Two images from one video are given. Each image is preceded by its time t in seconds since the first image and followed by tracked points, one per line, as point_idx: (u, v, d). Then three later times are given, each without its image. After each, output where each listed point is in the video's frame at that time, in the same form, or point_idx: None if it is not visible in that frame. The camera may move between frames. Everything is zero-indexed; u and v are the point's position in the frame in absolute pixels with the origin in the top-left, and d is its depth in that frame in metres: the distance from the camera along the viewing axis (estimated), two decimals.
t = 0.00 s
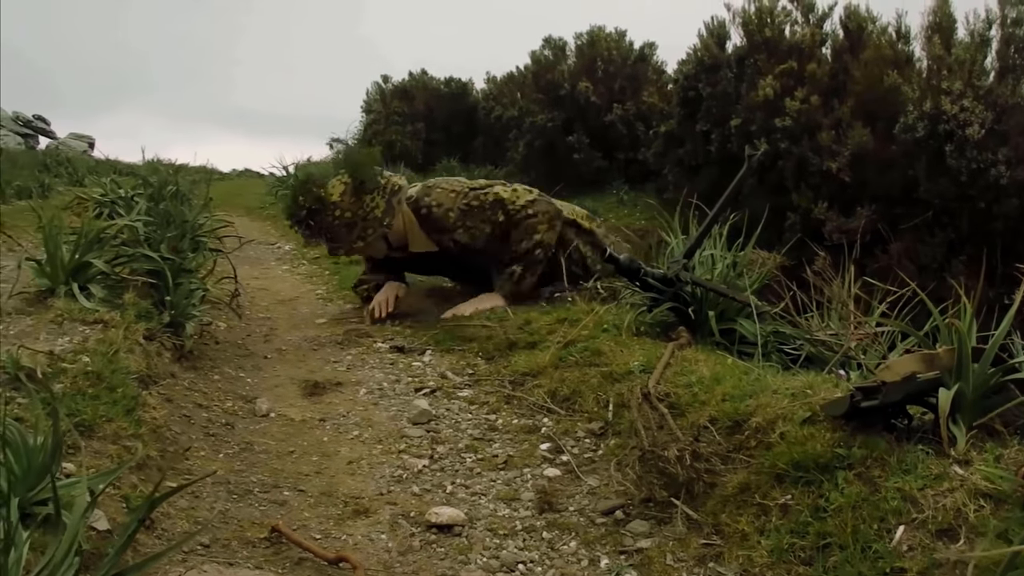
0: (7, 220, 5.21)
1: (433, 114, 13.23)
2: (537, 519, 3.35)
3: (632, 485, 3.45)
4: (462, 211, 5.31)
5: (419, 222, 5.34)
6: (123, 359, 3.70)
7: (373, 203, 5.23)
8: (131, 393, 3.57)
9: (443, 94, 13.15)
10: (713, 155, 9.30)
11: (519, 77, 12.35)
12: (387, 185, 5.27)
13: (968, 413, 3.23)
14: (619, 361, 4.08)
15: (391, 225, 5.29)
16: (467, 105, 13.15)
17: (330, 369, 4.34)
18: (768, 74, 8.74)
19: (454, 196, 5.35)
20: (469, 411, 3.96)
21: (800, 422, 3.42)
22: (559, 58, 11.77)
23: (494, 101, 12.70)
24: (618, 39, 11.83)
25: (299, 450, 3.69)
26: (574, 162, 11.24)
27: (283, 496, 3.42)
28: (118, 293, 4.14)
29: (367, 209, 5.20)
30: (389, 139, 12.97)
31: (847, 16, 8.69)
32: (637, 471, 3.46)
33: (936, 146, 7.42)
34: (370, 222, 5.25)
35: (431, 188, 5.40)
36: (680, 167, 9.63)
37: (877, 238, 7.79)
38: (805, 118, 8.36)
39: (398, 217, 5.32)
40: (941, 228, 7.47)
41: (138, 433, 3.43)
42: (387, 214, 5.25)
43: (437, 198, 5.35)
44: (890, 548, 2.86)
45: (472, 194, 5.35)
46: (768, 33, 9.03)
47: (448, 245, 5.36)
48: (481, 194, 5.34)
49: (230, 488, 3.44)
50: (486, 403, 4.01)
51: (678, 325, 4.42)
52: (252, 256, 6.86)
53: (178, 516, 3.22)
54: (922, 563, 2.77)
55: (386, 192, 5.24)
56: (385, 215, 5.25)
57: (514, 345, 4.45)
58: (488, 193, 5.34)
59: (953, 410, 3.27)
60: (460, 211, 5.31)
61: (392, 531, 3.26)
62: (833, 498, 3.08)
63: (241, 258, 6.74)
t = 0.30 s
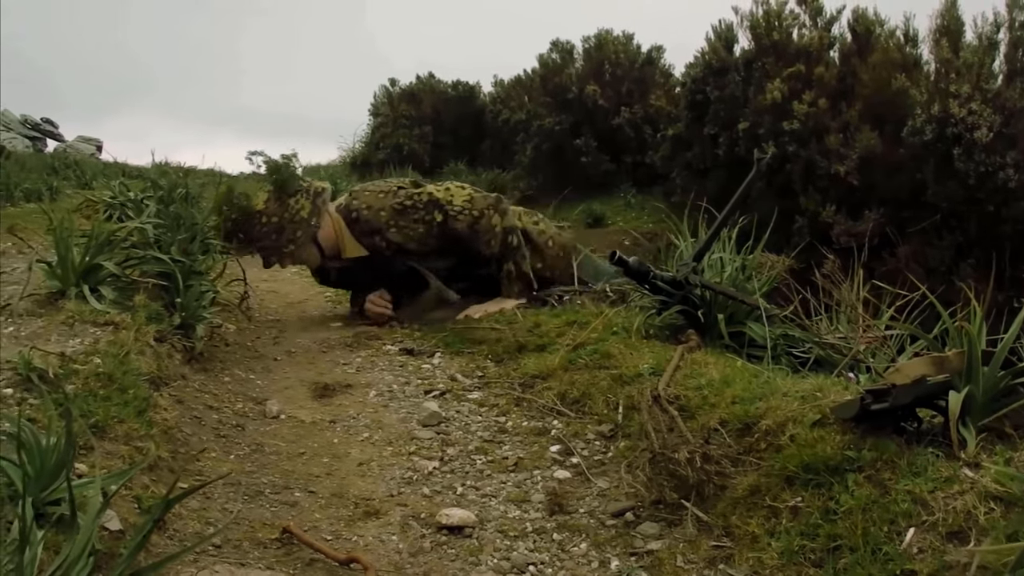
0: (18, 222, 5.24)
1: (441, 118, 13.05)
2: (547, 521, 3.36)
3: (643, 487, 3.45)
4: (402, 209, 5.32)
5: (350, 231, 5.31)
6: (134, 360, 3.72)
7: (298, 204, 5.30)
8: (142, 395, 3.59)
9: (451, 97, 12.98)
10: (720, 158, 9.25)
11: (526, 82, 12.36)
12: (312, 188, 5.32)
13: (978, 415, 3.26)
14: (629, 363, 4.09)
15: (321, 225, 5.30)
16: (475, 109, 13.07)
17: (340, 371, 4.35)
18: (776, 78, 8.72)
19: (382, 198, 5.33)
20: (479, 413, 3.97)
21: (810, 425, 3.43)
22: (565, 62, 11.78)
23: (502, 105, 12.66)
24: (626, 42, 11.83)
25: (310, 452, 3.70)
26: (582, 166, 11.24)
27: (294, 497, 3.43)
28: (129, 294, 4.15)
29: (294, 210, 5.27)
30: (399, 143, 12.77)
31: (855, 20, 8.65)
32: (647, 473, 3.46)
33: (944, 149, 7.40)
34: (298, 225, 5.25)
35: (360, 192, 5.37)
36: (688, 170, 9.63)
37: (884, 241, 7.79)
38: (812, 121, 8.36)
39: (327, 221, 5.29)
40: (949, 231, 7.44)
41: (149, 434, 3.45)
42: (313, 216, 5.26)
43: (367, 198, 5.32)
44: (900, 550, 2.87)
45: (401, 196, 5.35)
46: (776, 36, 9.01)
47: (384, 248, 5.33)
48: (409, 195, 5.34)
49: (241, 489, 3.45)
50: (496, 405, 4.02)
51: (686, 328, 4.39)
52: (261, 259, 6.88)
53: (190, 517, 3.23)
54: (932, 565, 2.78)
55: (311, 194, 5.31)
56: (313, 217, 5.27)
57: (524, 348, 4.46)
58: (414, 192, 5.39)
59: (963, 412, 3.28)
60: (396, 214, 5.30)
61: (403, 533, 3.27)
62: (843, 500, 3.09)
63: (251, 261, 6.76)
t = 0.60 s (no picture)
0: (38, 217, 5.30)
1: (456, 118, 13.08)
2: (566, 517, 3.36)
3: (662, 484, 3.45)
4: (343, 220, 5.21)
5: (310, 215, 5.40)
6: (153, 354, 3.77)
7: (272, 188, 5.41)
8: (163, 387, 3.65)
9: (466, 96, 13.05)
10: (735, 160, 9.00)
11: (542, 80, 12.12)
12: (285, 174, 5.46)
13: (999, 415, 3.25)
14: (647, 362, 4.09)
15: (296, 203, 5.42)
16: (490, 108, 13.09)
17: (358, 367, 4.36)
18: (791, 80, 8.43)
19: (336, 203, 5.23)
20: (497, 410, 3.98)
21: (830, 424, 3.44)
22: (580, 62, 11.68)
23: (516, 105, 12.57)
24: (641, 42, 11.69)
25: (329, 447, 3.70)
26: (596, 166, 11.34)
27: (313, 491, 3.43)
28: (149, 289, 4.19)
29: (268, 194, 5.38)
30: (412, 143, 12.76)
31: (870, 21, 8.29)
32: (667, 470, 3.46)
33: (960, 152, 7.19)
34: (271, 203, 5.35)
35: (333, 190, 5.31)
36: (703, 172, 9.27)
37: (899, 245, 7.55)
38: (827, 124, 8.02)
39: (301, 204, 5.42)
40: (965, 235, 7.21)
41: (168, 427, 3.49)
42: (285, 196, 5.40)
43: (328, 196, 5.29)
44: (920, 548, 2.87)
45: (351, 205, 5.21)
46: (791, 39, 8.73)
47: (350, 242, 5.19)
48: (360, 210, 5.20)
49: (260, 483, 3.46)
50: (514, 402, 4.03)
51: (704, 327, 4.39)
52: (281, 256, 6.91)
53: (210, 509, 3.23)
54: (953, 564, 2.78)
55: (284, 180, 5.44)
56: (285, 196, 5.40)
57: (541, 345, 4.47)
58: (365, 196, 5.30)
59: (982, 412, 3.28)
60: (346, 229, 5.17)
61: (421, 527, 3.27)
62: (864, 498, 3.09)
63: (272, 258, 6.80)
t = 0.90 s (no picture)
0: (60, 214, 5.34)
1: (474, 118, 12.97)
2: (589, 516, 3.37)
3: (685, 484, 3.46)
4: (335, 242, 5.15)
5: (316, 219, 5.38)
6: (176, 351, 3.80)
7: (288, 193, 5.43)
8: (186, 383, 3.69)
9: (484, 96, 12.95)
10: (752, 161, 8.80)
11: (559, 80, 12.15)
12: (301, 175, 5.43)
13: None
14: (669, 362, 4.09)
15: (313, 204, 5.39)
16: (508, 109, 12.92)
17: (379, 365, 4.38)
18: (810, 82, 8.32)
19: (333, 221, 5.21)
20: (519, 409, 3.99)
21: (853, 425, 3.44)
22: (599, 62, 11.75)
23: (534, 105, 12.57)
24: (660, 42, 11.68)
25: (351, 444, 3.71)
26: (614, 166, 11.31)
27: (336, 489, 3.44)
28: (173, 284, 4.31)
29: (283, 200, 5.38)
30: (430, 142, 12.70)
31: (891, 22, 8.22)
32: (690, 470, 3.47)
33: (980, 155, 7.11)
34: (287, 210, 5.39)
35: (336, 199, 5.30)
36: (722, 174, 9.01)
37: (918, 247, 7.49)
38: (846, 126, 7.92)
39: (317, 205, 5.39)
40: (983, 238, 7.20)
41: (192, 423, 3.52)
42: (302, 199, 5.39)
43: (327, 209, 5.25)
44: (944, 550, 2.87)
45: (346, 223, 5.19)
46: (811, 40, 8.60)
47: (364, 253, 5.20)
48: (352, 234, 5.16)
49: (283, 480, 3.47)
50: (536, 401, 4.04)
51: (725, 327, 4.40)
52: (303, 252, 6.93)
53: (235, 505, 3.25)
54: (978, 565, 2.78)
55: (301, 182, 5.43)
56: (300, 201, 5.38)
57: (563, 345, 4.48)
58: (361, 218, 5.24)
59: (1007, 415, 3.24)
60: (338, 251, 5.14)
61: (445, 525, 3.28)
62: (887, 500, 3.09)
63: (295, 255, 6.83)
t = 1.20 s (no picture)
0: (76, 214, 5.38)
1: (489, 119, 13.01)
2: (606, 519, 3.38)
3: (701, 489, 3.47)
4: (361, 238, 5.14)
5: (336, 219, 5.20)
6: (195, 352, 3.83)
7: (299, 206, 5.14)
8: (205, 384, 3.70)
9: (500, 99, 13.01)
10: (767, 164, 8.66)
11: (575, 83, 12.17)
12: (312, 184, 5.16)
13: None
14: (685, 366, 4.09)
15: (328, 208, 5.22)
16: (523, 110, 13.04)
17: (395, 367, 4.40)
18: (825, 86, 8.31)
19: (356, 219, 5.16)
20: (535, 412, 4.01)
21: (870, 430, 3.44)
22: (615, 65, 11.69)
23: (550, 108, 12.62)
24: (675, 46, 11.65)
25: (369, 446, 3.73)
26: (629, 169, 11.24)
27: (353, 490, 3.46)
28: (190, 285, 4.33)
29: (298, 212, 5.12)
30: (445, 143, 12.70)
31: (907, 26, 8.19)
32: (707, 474, 3.48)
33: (995, 160, 7.02)
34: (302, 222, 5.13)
35: (359, 199, 5.26)
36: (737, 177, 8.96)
37: (933, 252, 7.35)
38: (862, 130, 7.89)
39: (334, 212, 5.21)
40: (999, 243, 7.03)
41: (210, 424, 3.54)
42: (317, 211, 5.15)
43: (349, 208, 5.19)
44: (960, 555, 2.87)
45: (372, 222, 5.18)
46: (827, 44, 8.61)
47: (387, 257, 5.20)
48: (379, 233, 5.17)
49: (301, 481, 3.48)
50: (552, 404, 4.05)
51: (741, 331, 4.41)
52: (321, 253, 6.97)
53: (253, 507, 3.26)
54: (994, 572, 2.77)
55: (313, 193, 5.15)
56: (316, 211, 5.16)
57: (579, 348, 4.49)
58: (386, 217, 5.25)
59: None
60: (365, 251, 5.13)
61: (462, 527, 3.29)
62: (903, 505, 3.09)
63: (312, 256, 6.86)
